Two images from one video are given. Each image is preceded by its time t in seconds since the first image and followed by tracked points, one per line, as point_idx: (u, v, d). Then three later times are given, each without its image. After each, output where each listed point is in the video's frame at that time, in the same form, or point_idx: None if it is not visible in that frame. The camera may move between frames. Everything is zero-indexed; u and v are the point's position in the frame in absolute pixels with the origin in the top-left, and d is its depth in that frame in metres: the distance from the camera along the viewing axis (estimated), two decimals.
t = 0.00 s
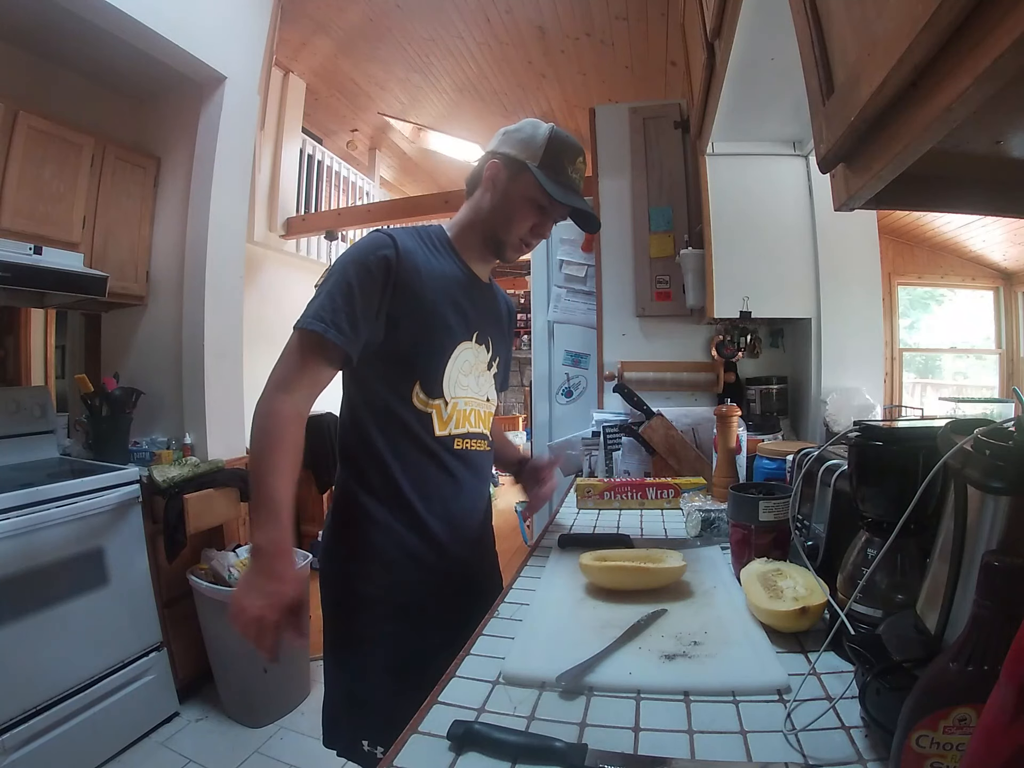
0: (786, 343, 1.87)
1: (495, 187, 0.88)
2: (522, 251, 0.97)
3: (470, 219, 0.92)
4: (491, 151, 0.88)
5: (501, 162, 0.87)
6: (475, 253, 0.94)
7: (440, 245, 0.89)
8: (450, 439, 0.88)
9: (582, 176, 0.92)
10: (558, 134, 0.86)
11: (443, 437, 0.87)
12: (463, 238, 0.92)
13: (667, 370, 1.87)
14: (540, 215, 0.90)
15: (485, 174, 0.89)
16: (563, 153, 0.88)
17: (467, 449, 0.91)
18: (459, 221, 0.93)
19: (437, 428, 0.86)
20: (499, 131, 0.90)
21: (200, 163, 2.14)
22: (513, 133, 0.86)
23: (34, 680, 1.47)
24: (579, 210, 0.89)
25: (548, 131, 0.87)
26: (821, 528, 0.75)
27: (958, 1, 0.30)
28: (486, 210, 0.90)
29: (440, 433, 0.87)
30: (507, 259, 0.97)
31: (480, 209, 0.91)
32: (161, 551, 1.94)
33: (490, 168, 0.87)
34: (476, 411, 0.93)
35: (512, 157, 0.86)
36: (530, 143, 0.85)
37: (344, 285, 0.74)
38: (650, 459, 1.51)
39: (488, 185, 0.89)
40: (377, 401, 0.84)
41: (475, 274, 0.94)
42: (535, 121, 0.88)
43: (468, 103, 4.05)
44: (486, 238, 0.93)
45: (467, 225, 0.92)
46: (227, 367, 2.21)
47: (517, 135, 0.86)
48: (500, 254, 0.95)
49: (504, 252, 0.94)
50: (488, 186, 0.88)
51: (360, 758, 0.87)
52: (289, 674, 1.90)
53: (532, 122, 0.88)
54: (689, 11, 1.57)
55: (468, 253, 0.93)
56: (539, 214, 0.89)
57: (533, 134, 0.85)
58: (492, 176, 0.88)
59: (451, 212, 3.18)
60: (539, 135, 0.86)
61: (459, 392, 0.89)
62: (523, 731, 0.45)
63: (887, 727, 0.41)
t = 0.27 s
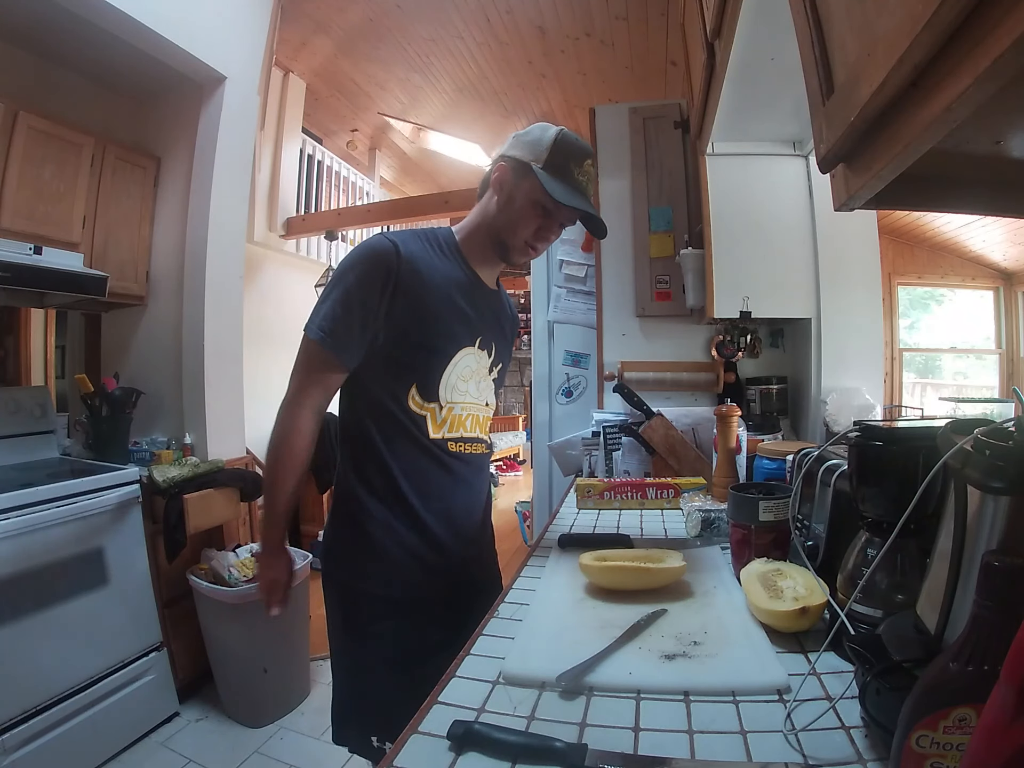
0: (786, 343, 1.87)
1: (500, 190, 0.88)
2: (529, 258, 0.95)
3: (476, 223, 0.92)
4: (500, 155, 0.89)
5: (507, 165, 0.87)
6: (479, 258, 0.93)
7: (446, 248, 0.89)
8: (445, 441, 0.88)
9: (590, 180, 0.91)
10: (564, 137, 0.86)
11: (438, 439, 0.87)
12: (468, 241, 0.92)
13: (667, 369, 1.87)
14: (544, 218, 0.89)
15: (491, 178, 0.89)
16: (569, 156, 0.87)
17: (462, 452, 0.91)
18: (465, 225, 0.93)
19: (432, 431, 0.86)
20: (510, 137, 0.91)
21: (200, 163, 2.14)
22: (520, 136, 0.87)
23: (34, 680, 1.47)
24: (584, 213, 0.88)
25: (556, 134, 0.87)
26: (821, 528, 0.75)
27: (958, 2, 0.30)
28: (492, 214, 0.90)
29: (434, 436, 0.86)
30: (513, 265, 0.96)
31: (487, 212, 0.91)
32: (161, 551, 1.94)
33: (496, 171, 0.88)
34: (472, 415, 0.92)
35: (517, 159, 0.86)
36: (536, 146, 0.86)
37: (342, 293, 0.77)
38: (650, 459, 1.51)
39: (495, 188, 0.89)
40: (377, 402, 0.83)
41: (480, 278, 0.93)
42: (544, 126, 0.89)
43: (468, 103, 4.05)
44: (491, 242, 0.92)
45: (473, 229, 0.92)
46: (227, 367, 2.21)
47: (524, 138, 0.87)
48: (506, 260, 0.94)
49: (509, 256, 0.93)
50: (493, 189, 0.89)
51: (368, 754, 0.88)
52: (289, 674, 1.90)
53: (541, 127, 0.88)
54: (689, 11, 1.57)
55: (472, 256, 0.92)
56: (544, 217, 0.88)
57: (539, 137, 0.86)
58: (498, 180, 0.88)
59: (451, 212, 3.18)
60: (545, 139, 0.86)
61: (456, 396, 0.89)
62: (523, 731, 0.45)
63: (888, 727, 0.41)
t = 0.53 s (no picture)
0: (786, 343, 1.87)
1: (504, 191, 0.88)
2: (532, 260, 0.95)
3: (480, 224, 0.92)
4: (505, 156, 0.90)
5: (512, 166, 0.88)
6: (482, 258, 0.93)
7: (449, 250, 0.88)
8: (441, 444, 0.88)
9: (594, 182, 0.91)
10: (569, 138, 0.86)
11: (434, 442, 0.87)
12: (471, 242, 0.92)
13: (668, 369, 1.87)
14: (547, 219, 0.88)
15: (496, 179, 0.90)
16: (574, 158, 0.87)
17: (461, 455, 0.91)
18: (470, 226, 0.94)
19: (429, 434, 0.86)
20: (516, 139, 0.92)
21: (200, 163, 2.14)
22: (525, 138, 0.87)
23: (34, 680, 1.47)
24: (585, 214, 0.87)
25: (560, 136, 0.87)
26: (820, 528, 0.75)
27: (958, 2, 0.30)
28: (495, 215, 0.90)
29: (431, 438, 0.86)
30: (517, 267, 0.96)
31: (491, 213, 0.91)
32: (161, 551, 1.94)
33: (500, 172, 0.89)
34: (470, 418, 0.93)
35: (521, 160, 0.86)
36: (540, 146, 0.86)
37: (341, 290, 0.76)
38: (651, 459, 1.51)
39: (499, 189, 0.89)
40: (377, 404, 0.83)
41: (482, 279, 0.93)
42: (550, 127, 0.89)
43: (468, 103, 4.06)
44: (494, 244, 0.92)
45: (477, 230, 0.93)
46: (227, 367, 2.21)
47: (529, 139, 0.87)
48: (509, 262, 0.94)
49: (511, 258, 0.93)
50: (497, 190, 0.89)
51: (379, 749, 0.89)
52: (289, 674, 1.90)
53: (547, 128, 0.89)
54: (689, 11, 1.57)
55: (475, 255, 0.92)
56: (546, 218, 0.88)
57: (543, 138, 0.86)
58: (502, 180, 0.88)
59: (451, 212, 3.18)
60: (550, 139, 0.86)
61: (455, 399, 0.89)
62: (523, 731, 0.45)
63: (888, 727, 0.41)
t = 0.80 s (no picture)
0: (786, 343, 1.87)
1: (507, 191, 0.88)
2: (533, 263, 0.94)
3: (481, 224, 0.92)
4: (510, 155, 0.89)
5: (516, 166, 0.87)
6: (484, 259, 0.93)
7: (448, 253, 0.86)
8: (434, 454, 0.87)
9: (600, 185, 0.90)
10: (574, 139, 0.85)
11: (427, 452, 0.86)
12: (471, 243, 0.92)
13: (667, 370, 1.87)
14: (549, 222, 0.88)
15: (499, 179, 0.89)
16: (579, 160, 0.86)
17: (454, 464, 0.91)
18: (470, 226, 0.93)
19: (422, 443, 0.85)
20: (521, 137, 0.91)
21: (200, 163, 2.14)
22: (530, 137, 0.86)
23: (34, 680, 1.47)
24: (588, 219, 0.86)
25: (566, 137, 0.86)
26: (821, 528, 0.75)
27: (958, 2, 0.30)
28: (497, 216, 0.90)
29: (425, 448, 0.86)
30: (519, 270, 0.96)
31: (492, 213, 0.91)
32: (161, 552, 1.94)
33: (504, 172, 0.88)
34: (464, 428, 0.92)
35: (525, 161, 0.86)
36: (545, 147, 0.85)
37: (362, 300, 0.70)
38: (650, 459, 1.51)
39: (502, 189, 0.89)
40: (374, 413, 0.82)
41: (482, 280, 0.93)
42: (556, 127, 0.88)
43: (468, 103, 4.06)
44: (494, 245, 0.92)
45: (478, 231, 0.92)
46: (226, 367, 2.21)
47: (535, 139, 0.86)
48: (510, 264, 0.93)
49: (512, 260, 0.92)
50: (500, 190, 0.88)
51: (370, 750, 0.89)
52: (289, 674, 1.90)
53: (552, 128, 0.88)
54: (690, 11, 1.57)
55: (475, 256, 0.92)
56: (548, 222, 0.87)
57: (549, 139, 0.85)
58: (505, 180, 0.88)
59: (451, 212, 3.18)
60: (556, 140, 0.85)
61: (450, 410, 0.88)
62: (523, 731, 0.45)
63: (888, 727, 0.42)
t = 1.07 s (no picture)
0: (786, 343, 1.87)
1: (510, 186, 0.82)
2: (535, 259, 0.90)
3: (480, 218, 0.86)
4: (513, 144, 0.82)
5: (520, 158, 0.80)
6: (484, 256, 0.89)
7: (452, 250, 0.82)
8: (443, 466, 0.83)
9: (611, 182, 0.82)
10: (585, 131, 0.77)
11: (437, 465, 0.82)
12: (470, 238, 0.87)
13: (667, 370, 1.87)
14: (554, 221, 0.83)
15: (501, 171, 0.82)
16: (591, 154, 0.79)
17: (459, 474, 0.87)
18: (468, 218, 0.88)
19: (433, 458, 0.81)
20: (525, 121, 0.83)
21: (200, 163, 2.14)
22: (537, 126, 0.79)
23: (34, 680, 1.47)
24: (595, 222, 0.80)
25: (577, 127, 0.78)
26: (821, 528, 0.75)
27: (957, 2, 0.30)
28: (498, 212, 0.84)
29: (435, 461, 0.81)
30: (521, 267, 0.91)
31: (493, 209, 0.85)
32: (161, 552, 1.94)
33: (506, 164, 0.81)
34: (469, 435, 0.90)
35: (531, 155, 0.79)
36: (552, 139, 0.77)
37: (398, 318, 0.60)
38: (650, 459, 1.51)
39: (505, 183, 0.82)
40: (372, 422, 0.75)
41: (481, 278, 0.89)
42: (565, 113, 0.80)
43: (468, 103, 4.06)
44: (494, 242, 0.87)
45: (477, 225, 0.87)
46: (226, 367, 2.21)
47: (542, 128, 0.78)
48: (510, 260, 0.89)
49: (513, 259, 0.88)
50: (502, 183, 0.82)
51: None
52: (289, 675, 1.90)
53: (561, 114, 0.80)
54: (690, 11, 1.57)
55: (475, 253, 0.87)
56: (554, 221, 0.82)
57: (557, 129, 0.77)
58: (507, 174, 0.81)
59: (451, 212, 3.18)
60: (564, 131, 0.78)
61: (459, 421, 0.85)
62: (522, 731, 0.45)
63: (888, 727, 0.42)
